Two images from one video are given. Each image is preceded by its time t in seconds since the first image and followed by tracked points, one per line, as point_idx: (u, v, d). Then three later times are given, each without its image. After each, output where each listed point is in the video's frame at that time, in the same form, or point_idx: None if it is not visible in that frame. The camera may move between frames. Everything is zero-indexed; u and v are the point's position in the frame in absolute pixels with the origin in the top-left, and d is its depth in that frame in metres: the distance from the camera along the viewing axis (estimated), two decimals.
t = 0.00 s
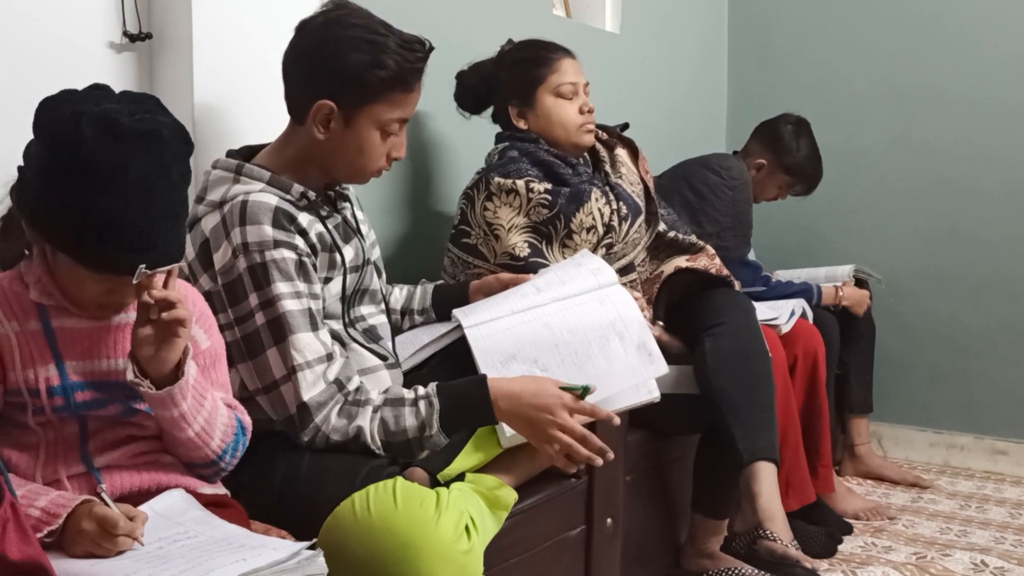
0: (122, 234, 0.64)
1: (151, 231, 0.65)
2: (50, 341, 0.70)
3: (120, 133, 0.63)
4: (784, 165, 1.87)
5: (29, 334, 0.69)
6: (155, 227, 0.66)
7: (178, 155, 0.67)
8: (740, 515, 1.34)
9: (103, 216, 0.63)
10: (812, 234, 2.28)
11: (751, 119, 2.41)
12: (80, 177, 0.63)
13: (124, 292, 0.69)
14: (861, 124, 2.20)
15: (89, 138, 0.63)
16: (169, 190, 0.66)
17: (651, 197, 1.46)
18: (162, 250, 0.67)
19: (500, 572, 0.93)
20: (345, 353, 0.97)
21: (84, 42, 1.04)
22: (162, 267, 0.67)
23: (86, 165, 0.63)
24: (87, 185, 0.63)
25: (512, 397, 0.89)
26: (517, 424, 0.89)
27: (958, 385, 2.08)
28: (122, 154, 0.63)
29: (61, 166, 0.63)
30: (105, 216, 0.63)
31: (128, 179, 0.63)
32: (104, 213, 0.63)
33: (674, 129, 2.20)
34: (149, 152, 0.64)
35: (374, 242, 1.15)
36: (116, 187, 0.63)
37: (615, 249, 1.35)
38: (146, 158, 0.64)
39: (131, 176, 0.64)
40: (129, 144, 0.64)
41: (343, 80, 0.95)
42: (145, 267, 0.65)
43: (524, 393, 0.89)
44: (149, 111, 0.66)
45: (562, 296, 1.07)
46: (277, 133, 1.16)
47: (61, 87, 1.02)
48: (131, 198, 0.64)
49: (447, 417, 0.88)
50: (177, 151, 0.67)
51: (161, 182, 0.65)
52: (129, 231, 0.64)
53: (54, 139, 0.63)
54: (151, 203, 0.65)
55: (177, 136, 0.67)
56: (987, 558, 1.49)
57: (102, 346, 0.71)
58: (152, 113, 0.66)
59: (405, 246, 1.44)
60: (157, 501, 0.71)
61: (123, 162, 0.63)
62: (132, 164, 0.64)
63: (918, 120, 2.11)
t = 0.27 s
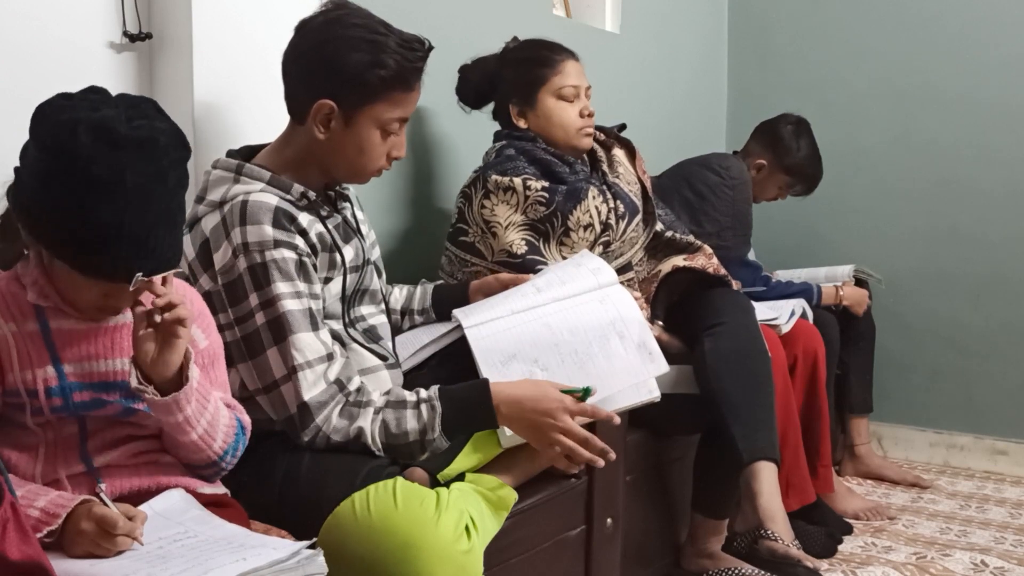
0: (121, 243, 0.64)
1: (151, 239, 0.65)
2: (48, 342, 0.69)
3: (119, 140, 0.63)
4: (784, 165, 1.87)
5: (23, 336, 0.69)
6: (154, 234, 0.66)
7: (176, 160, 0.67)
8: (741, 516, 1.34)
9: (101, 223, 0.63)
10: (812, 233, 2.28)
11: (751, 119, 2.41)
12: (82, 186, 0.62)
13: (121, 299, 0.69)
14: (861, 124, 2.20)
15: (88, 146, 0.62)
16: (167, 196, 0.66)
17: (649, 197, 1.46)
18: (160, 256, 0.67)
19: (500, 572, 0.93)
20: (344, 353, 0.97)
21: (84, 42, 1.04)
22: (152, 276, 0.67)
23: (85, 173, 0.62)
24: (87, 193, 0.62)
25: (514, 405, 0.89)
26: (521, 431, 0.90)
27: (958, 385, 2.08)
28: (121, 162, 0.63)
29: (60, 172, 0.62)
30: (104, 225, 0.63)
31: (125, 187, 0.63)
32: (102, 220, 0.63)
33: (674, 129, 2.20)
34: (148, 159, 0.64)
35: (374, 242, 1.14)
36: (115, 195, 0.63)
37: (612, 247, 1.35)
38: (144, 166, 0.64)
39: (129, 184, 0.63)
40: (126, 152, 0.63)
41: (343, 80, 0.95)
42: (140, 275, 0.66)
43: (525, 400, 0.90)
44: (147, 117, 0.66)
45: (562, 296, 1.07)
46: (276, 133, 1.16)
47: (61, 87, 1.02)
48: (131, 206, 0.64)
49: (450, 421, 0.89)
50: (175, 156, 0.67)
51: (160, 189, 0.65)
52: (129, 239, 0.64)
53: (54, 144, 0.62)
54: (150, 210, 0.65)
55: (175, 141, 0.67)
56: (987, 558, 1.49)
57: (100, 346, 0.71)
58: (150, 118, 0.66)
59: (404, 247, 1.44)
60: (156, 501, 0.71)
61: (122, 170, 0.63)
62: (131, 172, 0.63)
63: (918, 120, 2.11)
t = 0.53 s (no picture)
0: (123, 235, 0.64)
1: (155, 230, 0.66)
2: (47, 341, 0.70)
3: (120, 129, 0.63)
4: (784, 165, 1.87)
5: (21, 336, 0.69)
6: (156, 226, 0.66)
7: (177, 155, 0.68)
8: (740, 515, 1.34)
9: (104, 217, 0.63)
10: (813, 233, 2.28)
11: (752, 119, 2.41)
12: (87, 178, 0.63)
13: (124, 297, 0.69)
14: (861, 123, 2.19)
15: (91, 136, 0.63)
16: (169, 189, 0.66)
17: (648, 197, 1.46)
18: (162, 249, 0.67)
19: (500, 572, 0.93)
20: (345, 353, 0.97)
21: (85, 42, 1.04)
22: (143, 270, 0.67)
23: (91, 167, 0.63)
24: (91, 185, 0.63)
25: (516, 410, 0.90)
26: (522, 436, 0.90)
27: (958, 385, 2.08)
28: (125, 153, 0.63)
29: (65, 166, 0.63)
30: (107, 217, 0.63)
31: (126, 175, 0.63)
32: (105, 214, 0.63)
33: (674, 129, 2.20)
34: (150, 151, 0.65)
35: (374, 242, 1.14)
36: (119, 185, 0.63)
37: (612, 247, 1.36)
38: (144, 154, 0.64)
39: (130, 172, 0.64)
40: (127, 141, 0.64)
41: (344, 80, 0.95)
42: (142, 264, 0.65)
43: (527, 405, 0.90)
44: (147, 108, 0.66)
45: (562, 296, 1.07)
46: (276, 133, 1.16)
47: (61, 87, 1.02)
48: (135, 197, 0.64)
49: (450, 424, 0.88)
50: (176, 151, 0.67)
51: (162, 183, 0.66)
52: (133, 231, 0.64)
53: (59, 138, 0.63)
54: (150, 200, 0.65)
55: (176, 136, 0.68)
56: (987, 558, 1.49)
57: (98, 346, 0.72)
58: (151, 113, 0.66)
59: (404, 247, 1.44)
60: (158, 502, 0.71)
61: (125, 161, 0.63)
62: (134, 162, 0.64)
63: (918, 120, 2.11)
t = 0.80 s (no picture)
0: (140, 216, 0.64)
1: (171, 209, 0.66)
2: (43, 343, 0.70)
3: (137, 112, 0.64)
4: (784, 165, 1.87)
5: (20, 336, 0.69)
6: (172, 207, 0.66)
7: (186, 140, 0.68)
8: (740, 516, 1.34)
9: (120, 201, 0.63)
10: (812, 233, 2.28)
11: (751, 119, 2.41)
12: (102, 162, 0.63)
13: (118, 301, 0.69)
14: (861, 123, 2.19)
15: (103, 119, 0.63)
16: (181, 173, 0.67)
17: (648, 198, 1.46)
18: (176, 230, 0.67)
19: (500, 572, 0.93)
20: (345, 353, 0.97)
21: (84, 42, 1.04)
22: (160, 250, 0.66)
23: (104, 150, 0.63)
24: (105, 170, 0.63)
25: (516, 410, 0.89)
26: (521, 435, 0.90)
27: (958, 385, 2.08)
28: (140, 134, 0.64)
29: (76, 154, 0.63)
30: (120, 201, 0.63)
31: (146, 156, 0.64)
32: (121, 198, 0.63)
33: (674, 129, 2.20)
34: (163, 133, 0.65)
35: (374, 242, 1.14)
36: (135, 166, 0.64)
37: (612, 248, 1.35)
38: (162, 136, 0.65)
39: (149, 153, 0.64)
40: (145, 123, 0.64)
41: (344, 79, 0.95)
42: (158, 245, 0.65)
43: (527, 405, 0.90)
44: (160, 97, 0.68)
45: (562, 296, 1.07)
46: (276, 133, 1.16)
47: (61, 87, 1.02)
48: (150, 179, 0.64)
49: (451, 425, 0.88)
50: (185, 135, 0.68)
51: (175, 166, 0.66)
52: (151, 211, 0.64)
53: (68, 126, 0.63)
54: (168, 182, 0.66)
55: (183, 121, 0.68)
56: (987, 558, 1.49)
57: (96, 346, 0.72)
58: (154, 100, 0.67)
59: (404, 247, 1.44)
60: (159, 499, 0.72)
61: (140, 142, 0.64)
62: (149, 143, 0.64)
63: (919, 119, 2.11)
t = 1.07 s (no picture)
0: (121, 214, 0.64)
1: (157, 202, 0.66)
2: (54, 331, 0.70)
3: (101, 110, 0.63)
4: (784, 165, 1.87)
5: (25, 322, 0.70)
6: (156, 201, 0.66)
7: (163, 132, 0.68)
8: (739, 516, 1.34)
9: (102, 202, 0.64)
10: (812, 233, 2.28)
11: (751, 119, 2.41)
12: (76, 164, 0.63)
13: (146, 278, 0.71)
14: (861, 123, 2.20)
15: (70, 120, 0.63)
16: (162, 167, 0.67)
17: (649, 198, 1.46)
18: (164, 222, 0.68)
19: (500, 572, 0.93)
20: (345, 353, 0.97)
21: (84, 42, 1.04)
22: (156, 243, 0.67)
23: (80, 150, 0.63)
24: (82, 170, 0.63)
25: (517, 412, 0.90)
26: (523, 438, 0.90)
27: (958, 385, 2.08)
28: (113, 132, 0.64)
29: (51, 155, 0.63)
30: (101, 201, 0.64)
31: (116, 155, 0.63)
32: (102, 199, 0.64)
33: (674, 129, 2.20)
34: (137, 128, 0.65)
35: (374, 241, 1.14)
36: (109, 165, 0.64)
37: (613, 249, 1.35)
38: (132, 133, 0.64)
39: (120, 151, 0.64)
40: (112, 121, 0.64)
41: (343, 79, 0.95)
42: (142, 243, 0.66)
43: (527, 407, 0.90)
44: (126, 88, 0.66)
45: (562, 296, 1.07)
46: (277, 133, 1.16)
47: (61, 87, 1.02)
48: (130, 177, 0.64)
49: (452, 426, 0.89)
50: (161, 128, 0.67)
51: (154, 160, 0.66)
52: (134, 208, 0.65)
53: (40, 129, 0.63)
54: (145, 177, 0.65)
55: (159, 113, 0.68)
56: (987, 558, 1.49)
57: (105, 339, 0.72)
58: (126, 91, 0.66)
59: (404, 247, 1.44)
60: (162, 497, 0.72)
61: (116, 140, 0.64)
62: (123, 140, 0.64)
63: (918, 119, 2.11)
